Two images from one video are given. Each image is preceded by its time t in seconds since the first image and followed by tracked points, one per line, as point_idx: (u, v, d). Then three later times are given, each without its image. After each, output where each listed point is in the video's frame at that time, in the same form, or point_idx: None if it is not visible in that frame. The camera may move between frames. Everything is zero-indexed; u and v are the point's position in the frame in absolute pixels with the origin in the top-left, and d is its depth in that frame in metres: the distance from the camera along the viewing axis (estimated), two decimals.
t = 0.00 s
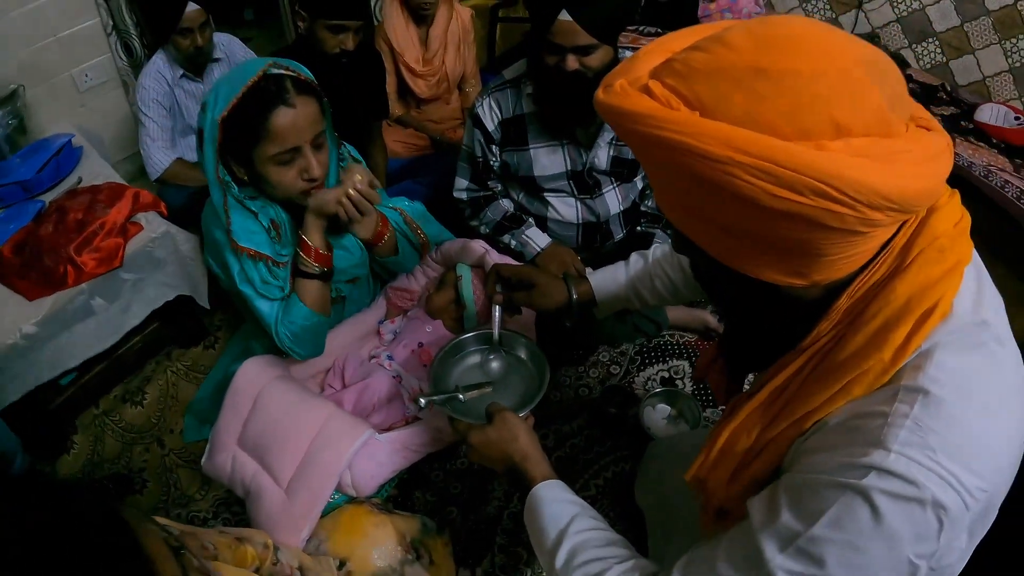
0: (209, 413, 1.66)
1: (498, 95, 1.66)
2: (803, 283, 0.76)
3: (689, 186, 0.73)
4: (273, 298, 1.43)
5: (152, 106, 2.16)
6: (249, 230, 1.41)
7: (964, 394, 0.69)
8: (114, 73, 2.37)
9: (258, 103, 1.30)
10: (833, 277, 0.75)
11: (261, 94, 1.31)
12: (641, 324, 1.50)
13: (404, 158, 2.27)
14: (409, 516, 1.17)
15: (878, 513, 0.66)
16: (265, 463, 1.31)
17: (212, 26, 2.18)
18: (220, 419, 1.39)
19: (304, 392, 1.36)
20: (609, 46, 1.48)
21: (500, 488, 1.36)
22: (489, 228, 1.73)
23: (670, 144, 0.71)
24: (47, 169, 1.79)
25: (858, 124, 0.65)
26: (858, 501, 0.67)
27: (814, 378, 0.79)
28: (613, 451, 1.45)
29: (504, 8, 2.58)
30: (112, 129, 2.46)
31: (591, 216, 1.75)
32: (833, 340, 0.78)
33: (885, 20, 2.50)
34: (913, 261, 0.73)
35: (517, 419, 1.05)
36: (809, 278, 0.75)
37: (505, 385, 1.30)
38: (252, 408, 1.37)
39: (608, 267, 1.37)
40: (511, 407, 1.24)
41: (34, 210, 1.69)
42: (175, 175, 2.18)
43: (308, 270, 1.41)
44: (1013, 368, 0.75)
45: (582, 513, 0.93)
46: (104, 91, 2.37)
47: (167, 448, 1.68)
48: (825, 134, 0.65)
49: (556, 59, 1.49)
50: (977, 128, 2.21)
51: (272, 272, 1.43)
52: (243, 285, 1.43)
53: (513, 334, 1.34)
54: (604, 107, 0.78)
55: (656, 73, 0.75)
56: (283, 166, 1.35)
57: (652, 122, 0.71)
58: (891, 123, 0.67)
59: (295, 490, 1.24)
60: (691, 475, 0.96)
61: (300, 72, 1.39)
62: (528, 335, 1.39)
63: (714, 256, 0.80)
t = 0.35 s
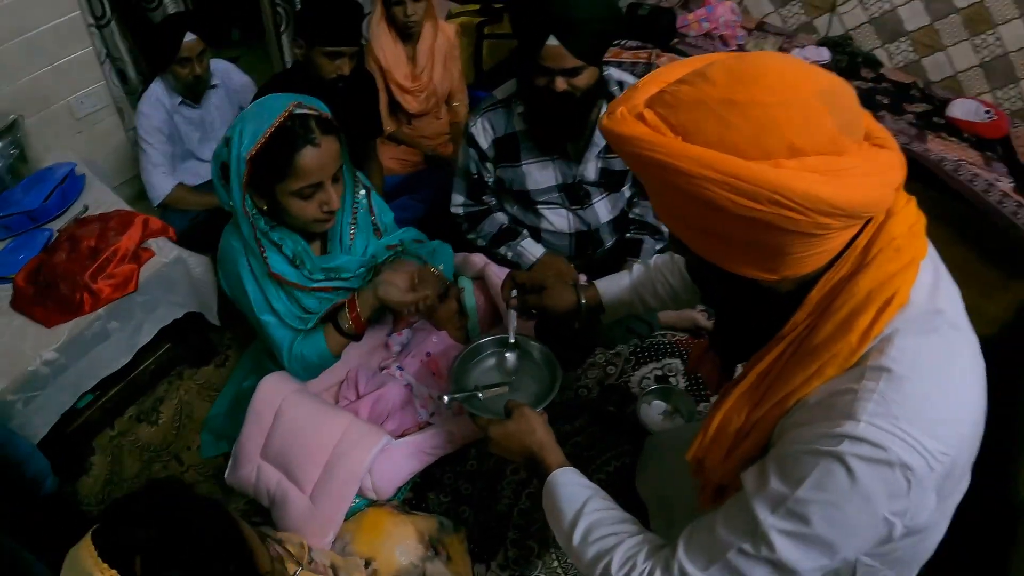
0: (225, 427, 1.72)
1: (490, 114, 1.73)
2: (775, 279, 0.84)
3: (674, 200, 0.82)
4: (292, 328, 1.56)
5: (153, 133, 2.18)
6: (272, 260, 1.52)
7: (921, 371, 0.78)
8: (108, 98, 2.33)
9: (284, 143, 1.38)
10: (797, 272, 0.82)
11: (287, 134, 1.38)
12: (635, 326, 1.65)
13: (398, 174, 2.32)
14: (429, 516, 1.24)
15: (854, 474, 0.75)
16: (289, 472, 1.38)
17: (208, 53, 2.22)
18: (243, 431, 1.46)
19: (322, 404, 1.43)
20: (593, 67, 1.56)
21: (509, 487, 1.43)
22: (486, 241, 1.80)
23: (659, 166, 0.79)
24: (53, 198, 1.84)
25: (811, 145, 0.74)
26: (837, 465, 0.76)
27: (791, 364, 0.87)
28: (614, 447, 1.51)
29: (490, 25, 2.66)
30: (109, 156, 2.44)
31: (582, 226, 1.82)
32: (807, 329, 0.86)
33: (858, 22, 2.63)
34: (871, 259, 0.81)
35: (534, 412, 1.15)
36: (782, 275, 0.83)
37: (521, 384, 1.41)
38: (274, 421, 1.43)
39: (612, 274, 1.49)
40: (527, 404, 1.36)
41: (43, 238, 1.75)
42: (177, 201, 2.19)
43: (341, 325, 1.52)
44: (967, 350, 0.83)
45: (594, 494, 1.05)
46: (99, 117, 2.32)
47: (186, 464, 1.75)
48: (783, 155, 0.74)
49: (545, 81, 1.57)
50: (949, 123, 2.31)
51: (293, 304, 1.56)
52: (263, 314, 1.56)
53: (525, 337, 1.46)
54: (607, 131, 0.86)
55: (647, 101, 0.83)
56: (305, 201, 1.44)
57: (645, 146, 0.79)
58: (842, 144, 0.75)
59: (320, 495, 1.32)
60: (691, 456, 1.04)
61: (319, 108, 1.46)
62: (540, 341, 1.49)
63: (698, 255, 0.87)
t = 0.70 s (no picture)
0: (236, 447, 1.77)
1: (482, 135, 1.80)
2: (772, 278, 0.90)
3: (678, 211, 0.88)
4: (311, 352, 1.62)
5: (149, 161, 2.20)
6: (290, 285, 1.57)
7: (904, 354, 0.84)
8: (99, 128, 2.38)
9: (304, 175, 1.42)
10: (794, 271, 0.88)
11: (307, 167, 1.43)
12: (627, 331, 1.70)
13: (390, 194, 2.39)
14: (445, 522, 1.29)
15: (845, 446, 0.81)
16: (308, 485, 1.43)
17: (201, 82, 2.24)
18: (261, 450, 1.50)
19: (339, 419, 1.48)
20: (581, 86, 1.64)
21: (518, 490, 1.50)
22: (482, 256, 1.88)
23: (666, 181, 0.85)
24: (53, 229, 1.86)
25: (802, 160, 0.80)
26: (830, 438, 0.82)
27: (785, 352, 0.93)
28: (615, 448, 1.58)
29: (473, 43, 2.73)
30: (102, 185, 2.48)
31: (574, 237, 1.90)
32: (799, 320, 0.92)
33: (829, 28, 2.72)
34: (855, 256, 0.87)
35: (547, 407, 1.21)
36: (778, 274, 0.89)
37: (531, 383, 1.46)
38: (291, 437, 1.48)
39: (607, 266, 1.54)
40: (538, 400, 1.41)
41: (45, 270, 1.78)
42: (175, 228, 2.23)
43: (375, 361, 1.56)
44: (942, 334, 0.90)
45: (608, 481, 1.11)
46: (90, 147, 2.37)
47: (198, 486, 1.80)
48: (779, 171, 0.80)
49: (535, 101, 1.64)
50: (921, 121, 2.41)
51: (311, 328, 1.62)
52: (284, 338, 1.62)
53: (533, 338, 1.51)
54: (619, 151, 0.92)
55: (655, 123, 0.90)
56: (323, 230, 1.48)
57: (653, 164, 0.86)
58: (828, 159, 0.82)
59: (342, 505, 1.38)
60: (699, 442, 1.10)
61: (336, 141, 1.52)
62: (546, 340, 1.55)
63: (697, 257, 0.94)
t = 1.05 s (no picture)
0: (238, 456, 1.79)
1: (472, 140, 1.83)
2: (756, 264, 0.93)
3: (664, 206, 0.91)
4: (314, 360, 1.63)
5: (141, 177, 2.20)
6: (296, 295, 1.58)
7: (884, 329, 0.88)
8: (88, 145, 2.38)
9: (313, 188, 1.43)
10: (777, 258, 0.92)
11: (316, 180, 1.44)
12: (621, 327, 1.77)
13: (382, 203, 2.42)
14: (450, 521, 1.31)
15: (834, 419, 0.85)
16: (315, 489, 1.46)
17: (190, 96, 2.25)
18: (267, 456, 1.52)
19: (343, 423, 1.51)
20: (567, 90, 1.68)
21: (521, 487, 1.53)
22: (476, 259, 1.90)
23: (652, 178, 0.89)
24: (47, 246, 1.88)
25: (778, 152, 0.83)
26: (819, 413, 0.86)
27: (772, 335, 0.97)
28: (614, 442, 1.60)
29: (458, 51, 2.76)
30: (93, 202, 2.49)
31: (565, 238, 1.93)
32: (783, 304, 0.96)
33: (806, 25, 2.77)
34: (834, 239, 0.91)
35: (544, 402, 1.24)
36: (762, 261, 0.93)
37: (529, 381, 1.50)
38: (297, 443, 1.50)
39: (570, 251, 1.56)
40: (538, 396, 1.46)
41: (41, 286, 1.80)
42: (169, 242, 2.23)
43: (385, 369, 1.59)
44: (921, 309, 0.94)
45: (607, 470, 1.15)
46: (80, 163, 2.38)
47: (202, 497, 1.81)
48: (758, 164, 0.83)
49: (524, 106, 1.67)
50: (899, 113, 2.46)
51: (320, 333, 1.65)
52: (290, 346, 1.62)
53: (530, 337, 1.55)
54: (605, 153, 0.96)
55: (637, 124, 0.93)
56: (328, 240, 1.50)
57: (637, 163, 0.89)
58: (802, 148, 0.85)
59: (350, 507, 1.41)
60: (694, 425, 1.14)
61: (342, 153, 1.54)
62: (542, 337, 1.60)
63: (684, 248, 0.97)
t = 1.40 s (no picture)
0: (237, 460, 1.80)
1: (468, 145, 1.85)
2: (737, 268, 0.96)
3: (647, 215, 0.94)
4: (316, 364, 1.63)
5: (138, 182, 2.21)
6: (300, 300, 1.60)
7: (863, 325, 0.90)
8: (85, 150, 2.40)
9: (320, 196, 1.46)
10: (757, 261, 0.95)
11: (324, 187, 1.47)
12: (615, 329, 1.82)
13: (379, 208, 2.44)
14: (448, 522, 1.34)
15: (817, 413, 0.87)
16: (315, 491, 1.48)
17: (188, 102, 2.27)
18: (267, 460, 1.54)
19: (344, 425, 1.53)
20: (563, 96, 1.70)
21: (518, 487, 1.55)
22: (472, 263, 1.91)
23: (634, 189, 0.91)
24: (46, 250, 1.89)
25: (754, 160, 0.86)
26: (803, 408, 0.88)
27: (755, 336, 0.99)
28: (610, 442, 1.62)
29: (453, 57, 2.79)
30: (89, 207, 2.50)
31: (560, 242, 1.96)
32: (765, 305, 0.99)
33: (797, 30, 2.80)
34: (812, 240, 0.94)
35: (538, 406, 1.28)
36: (742, 264, 0.95)
37: (521, 386, 1.54)
38: (297, 445, 1.52)
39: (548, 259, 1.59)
40: (531, 400, 1.50)
41: (41, 290, 1.81)
42: (165, 247, 2.25)
43: (386, 372, 1.60)
44: (900, 305, 0.96)
45: (600, 471, 1.17)
46: (77, 169, 2.39)
47: (201, 501, 1.83)
48: (735, 171, 0.86)
49: (520, 112, 1.70)
50: (889, 116, 2.50)
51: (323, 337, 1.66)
52: (293, 350, 1.62)
53: (522, 343, 1.59)
54: (588, 166, 0.98)
55: (618, 137, 0.95)
56: (334, 247, 1.52)
57: (619, 175, 0.92)
58: (777, 155, 0.88)
59: (351, 508, 1.43)
60: (684, 423, 1.17)
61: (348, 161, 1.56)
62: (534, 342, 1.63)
63: (668, 253, 0.99)
